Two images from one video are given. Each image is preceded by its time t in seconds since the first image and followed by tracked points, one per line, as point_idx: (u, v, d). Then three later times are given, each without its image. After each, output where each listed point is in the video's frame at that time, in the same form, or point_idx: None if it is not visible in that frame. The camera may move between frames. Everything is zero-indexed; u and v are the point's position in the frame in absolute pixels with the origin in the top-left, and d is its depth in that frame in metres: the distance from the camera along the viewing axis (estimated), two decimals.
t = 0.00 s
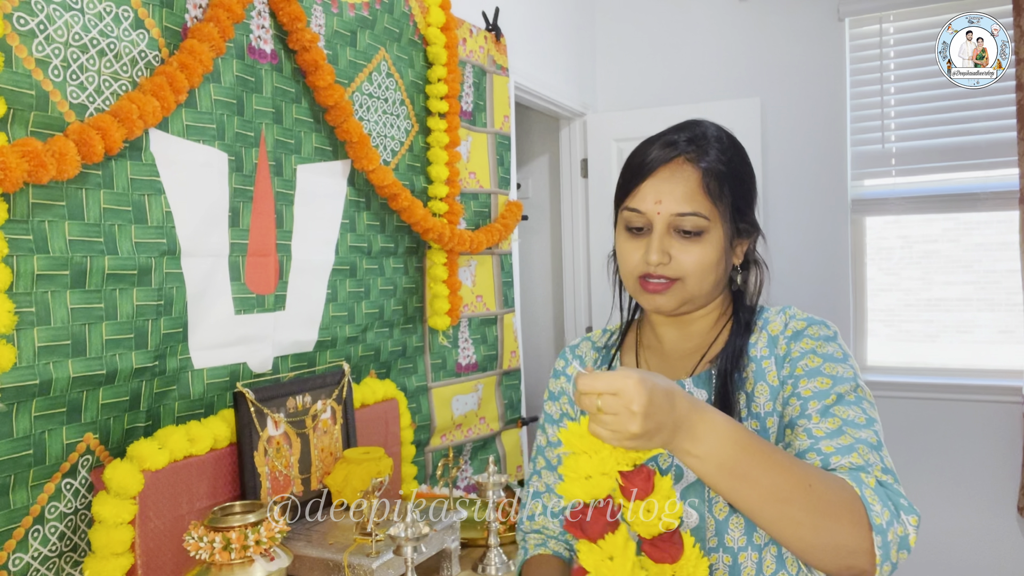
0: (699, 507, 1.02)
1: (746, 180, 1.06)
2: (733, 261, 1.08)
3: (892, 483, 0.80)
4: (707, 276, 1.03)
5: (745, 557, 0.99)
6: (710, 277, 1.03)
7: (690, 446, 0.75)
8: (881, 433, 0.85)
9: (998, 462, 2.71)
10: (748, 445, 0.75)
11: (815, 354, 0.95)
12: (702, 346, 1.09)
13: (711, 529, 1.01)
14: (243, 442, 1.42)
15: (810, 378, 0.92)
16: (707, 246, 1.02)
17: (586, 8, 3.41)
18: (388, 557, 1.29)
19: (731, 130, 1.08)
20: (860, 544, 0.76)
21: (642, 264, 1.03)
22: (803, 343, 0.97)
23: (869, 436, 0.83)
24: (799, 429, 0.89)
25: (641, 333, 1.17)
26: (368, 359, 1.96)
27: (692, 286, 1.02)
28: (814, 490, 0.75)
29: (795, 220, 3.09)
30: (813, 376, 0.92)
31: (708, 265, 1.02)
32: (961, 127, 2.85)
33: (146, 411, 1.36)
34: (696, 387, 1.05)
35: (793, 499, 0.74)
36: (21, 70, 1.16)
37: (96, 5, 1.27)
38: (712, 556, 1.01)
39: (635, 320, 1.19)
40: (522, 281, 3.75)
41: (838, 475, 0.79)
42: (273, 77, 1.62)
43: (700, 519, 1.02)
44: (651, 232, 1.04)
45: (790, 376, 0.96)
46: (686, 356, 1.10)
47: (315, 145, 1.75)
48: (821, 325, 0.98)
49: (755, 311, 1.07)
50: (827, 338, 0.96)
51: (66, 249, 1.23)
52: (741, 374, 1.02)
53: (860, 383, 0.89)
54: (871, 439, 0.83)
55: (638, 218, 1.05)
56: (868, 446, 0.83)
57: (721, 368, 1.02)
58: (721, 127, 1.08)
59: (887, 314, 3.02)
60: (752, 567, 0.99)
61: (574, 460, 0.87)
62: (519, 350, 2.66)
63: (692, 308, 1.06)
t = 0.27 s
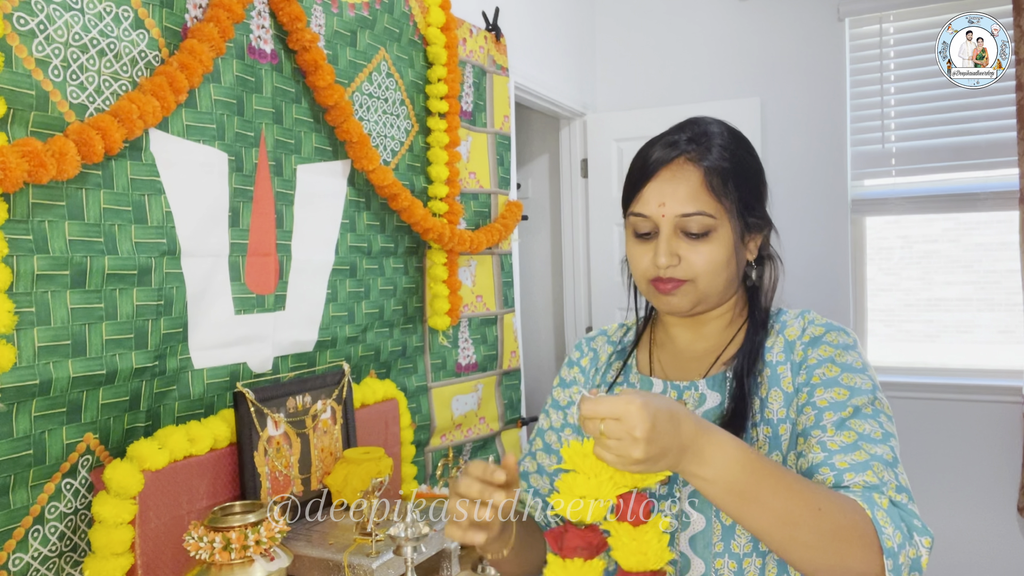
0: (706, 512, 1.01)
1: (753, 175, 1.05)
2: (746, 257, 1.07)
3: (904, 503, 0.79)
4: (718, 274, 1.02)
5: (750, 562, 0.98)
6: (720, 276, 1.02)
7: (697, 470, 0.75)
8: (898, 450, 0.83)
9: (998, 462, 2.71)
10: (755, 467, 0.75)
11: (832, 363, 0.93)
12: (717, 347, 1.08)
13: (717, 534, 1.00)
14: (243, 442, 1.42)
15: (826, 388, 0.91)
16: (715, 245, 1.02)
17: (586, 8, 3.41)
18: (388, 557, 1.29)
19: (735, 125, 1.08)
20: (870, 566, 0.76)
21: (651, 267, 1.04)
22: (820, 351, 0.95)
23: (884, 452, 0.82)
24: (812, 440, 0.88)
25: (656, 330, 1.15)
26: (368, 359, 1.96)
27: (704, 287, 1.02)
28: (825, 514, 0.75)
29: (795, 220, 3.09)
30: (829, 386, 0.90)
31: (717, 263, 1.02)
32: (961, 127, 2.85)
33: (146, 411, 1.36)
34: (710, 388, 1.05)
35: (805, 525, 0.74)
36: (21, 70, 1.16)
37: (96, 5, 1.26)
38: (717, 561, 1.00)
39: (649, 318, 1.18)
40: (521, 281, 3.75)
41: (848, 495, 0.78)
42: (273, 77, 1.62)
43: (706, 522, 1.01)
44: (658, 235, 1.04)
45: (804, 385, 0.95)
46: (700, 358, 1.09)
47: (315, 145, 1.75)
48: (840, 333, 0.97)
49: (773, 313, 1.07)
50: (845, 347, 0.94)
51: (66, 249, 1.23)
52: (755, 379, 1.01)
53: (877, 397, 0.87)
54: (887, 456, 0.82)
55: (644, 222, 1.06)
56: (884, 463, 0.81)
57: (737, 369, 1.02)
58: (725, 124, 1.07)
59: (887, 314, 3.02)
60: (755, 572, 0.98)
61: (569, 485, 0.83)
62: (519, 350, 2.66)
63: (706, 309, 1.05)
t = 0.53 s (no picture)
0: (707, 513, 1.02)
1: (751, 180, 1.02)
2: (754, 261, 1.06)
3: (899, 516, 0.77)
4: (721, 286, 1.00)
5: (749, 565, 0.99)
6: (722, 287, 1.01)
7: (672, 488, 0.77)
8: (900, 460, 0.80)
9: (998, 462, 2.71)
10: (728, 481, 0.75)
11: (841, 369, 0.92)
12: (729, 351, 1.08)
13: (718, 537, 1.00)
14: (243, 442, 1.42)
15: (833, 395, 0.89)
16: (715, 257, 0.99)
17: (586, 7, 3.41)
18: (388, 557, 1.29)
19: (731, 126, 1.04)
20: None
21: (654, 284, 1.02)
22: (830, 356, 0.95)
23: (884, 462, 0.79)
24: (814, 445, 0.87)
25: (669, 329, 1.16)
26: (368, 359, 1.96)
27: (707, 299, 1.01)
28: (803, 529, 0.74)
29: (795, 220, 3.09)
30: (837, 393, 0.89)
31: (719, 276, 1.00)
32: (961, 127, 2.85)
33: (146, 411, 1.36)
34: (720, 392, 1.05)
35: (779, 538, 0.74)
36: (21, 70, 1.16)
37: (96, 5, 1.27)
38: (717, 563, 1.00)
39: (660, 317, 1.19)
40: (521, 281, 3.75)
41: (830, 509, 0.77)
42: (273, 77, 1.62)
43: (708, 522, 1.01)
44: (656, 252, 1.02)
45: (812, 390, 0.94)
46: (711, 361, 1.08)
47: (315, 145, 1.75)
48: (852, 338, 0.95)
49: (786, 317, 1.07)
50: (856, 353, 0.93)
51: (66, 249, 1.23)
52: (766, 384, 1.01)
53: (884, 404, 0.85)
54: (886, 466, 0.79)
55: (642, 239, 1.03)
56: (880, 473, 0.79)
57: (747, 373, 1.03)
58: (724, 128, 1.03)
59: (887, 314, 3.02)
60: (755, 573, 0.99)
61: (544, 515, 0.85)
62: (519, 350, 2.66)
63: (715, 317, 1.05)
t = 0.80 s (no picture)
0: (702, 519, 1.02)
1: (746, 182, 0.99)
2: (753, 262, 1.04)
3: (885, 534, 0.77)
4: (716, 291, 1.00)
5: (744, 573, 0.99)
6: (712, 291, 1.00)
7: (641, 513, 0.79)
8: (892, 474, 0.80)
9: (998, 462, 2.71)
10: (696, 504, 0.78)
11: (840, 377, 0.91)
12: (732, 354, 1.08)
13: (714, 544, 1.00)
14: (243, 442, 1.42)
15: (830, 404, 0.89)
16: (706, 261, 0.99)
17: (586, 7, 3.41)
18: (388, 557, 1.29)
19: (728, 126, 1.01)
20: None
21: (648, 290, 1.03)
22: (829, 363, 0.94)
23: (874, 478, 0.79)
24: (808, 456, 0.87)
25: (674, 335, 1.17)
26: (368, 359, 1.96)
27: (702, 305, 1.01)
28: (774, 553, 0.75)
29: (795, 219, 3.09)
30: (834, 402, 0.89)
31: (713, 281, 0.99)
32: (961, 126, 2.85)
33: (146, 411, 1.36)
34: (721, 397, 1.05)
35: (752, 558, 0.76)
36: (21, 70, 1.16)
37: (96, 5, 1.27)
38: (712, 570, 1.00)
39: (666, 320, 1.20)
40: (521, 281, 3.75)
41: (809, 532, 0.78)
42: (273, 77, 1.62)
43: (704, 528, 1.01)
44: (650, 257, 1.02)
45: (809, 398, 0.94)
46: (712, 365, 1.09)
47: (315, 146, 1.75)
48: (854, 344, 0.95)
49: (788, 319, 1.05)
50: (856, 360, 0.92)
51: (66, 248, 1.23)
52: (764, 389, 1.01)
53: (882, 415, 0.84)
54: (876, 482, 0.79)
55: (636, 244, 1.03)
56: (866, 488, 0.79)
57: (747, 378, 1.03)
58: (720, 127, 1.00)
59: (887, 314, 3.02)
60: None
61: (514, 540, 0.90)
62: (519, 350, 2.66)
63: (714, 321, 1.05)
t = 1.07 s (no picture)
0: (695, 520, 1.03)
1: (741, 179, 0.98)
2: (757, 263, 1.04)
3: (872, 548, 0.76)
4: (713, 288, 1.00)
5: None
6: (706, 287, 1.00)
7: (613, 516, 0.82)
8: (887, 487, 0.79)
9: (998, 463, 2.71)
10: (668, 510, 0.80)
11: (844, 384, 0.90)
12: (739, 355, 1.07)
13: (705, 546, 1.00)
14: (243, 442, 1.42)
15: (831, 412, 0.88)
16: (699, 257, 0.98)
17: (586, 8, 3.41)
18: (388, 557, 1.29)
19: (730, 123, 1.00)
20: None
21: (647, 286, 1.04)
22: (834, 370, 0.93)
23: (866, 490, 0.79)
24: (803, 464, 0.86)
25: (683, 334, 1.17)
26: (368, 359, 1.96)
27: (698, 302, 1.01)
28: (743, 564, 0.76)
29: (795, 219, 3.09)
30: (835, 410, 0.88)
31: (709, 278, 0.99)
32: (961, 126, 2.85)
33: (146, 411, 1.36)
34: (723, 398, 1.05)
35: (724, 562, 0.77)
36: (21, 70, 1.16)
37: (96, 5, 1.27)
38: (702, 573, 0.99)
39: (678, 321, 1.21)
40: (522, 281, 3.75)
41: (782, 540, 0.78)
42: (273, 77, 1.62)
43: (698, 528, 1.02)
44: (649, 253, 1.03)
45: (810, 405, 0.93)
46: (719, 366, 1.09)
47: (315, 145, 1.75)
48: (862, 352, 0.93)
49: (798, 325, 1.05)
50: (862, 368, 0.90)
51: (66, 249, 1.23)
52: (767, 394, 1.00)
53: (884, 426, 0.84)
54: (867, 494, 0.79)
55: (637, 240, 1.05)
56: (854, 499, 0.78)
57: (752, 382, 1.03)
58: (721, 124, 1.00)
59: (887, 314, 3.02)
60: None
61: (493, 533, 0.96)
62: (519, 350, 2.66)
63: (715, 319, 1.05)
